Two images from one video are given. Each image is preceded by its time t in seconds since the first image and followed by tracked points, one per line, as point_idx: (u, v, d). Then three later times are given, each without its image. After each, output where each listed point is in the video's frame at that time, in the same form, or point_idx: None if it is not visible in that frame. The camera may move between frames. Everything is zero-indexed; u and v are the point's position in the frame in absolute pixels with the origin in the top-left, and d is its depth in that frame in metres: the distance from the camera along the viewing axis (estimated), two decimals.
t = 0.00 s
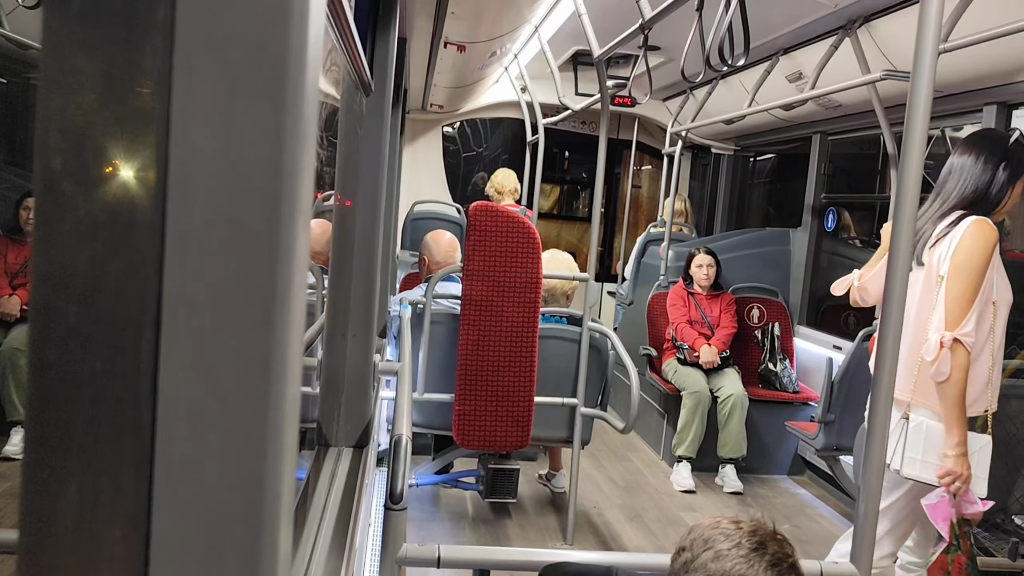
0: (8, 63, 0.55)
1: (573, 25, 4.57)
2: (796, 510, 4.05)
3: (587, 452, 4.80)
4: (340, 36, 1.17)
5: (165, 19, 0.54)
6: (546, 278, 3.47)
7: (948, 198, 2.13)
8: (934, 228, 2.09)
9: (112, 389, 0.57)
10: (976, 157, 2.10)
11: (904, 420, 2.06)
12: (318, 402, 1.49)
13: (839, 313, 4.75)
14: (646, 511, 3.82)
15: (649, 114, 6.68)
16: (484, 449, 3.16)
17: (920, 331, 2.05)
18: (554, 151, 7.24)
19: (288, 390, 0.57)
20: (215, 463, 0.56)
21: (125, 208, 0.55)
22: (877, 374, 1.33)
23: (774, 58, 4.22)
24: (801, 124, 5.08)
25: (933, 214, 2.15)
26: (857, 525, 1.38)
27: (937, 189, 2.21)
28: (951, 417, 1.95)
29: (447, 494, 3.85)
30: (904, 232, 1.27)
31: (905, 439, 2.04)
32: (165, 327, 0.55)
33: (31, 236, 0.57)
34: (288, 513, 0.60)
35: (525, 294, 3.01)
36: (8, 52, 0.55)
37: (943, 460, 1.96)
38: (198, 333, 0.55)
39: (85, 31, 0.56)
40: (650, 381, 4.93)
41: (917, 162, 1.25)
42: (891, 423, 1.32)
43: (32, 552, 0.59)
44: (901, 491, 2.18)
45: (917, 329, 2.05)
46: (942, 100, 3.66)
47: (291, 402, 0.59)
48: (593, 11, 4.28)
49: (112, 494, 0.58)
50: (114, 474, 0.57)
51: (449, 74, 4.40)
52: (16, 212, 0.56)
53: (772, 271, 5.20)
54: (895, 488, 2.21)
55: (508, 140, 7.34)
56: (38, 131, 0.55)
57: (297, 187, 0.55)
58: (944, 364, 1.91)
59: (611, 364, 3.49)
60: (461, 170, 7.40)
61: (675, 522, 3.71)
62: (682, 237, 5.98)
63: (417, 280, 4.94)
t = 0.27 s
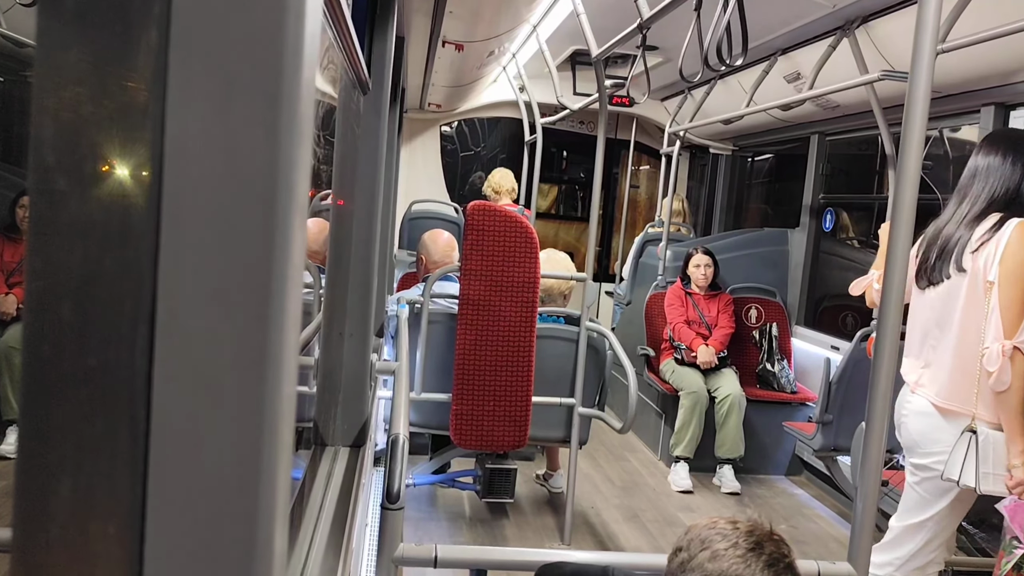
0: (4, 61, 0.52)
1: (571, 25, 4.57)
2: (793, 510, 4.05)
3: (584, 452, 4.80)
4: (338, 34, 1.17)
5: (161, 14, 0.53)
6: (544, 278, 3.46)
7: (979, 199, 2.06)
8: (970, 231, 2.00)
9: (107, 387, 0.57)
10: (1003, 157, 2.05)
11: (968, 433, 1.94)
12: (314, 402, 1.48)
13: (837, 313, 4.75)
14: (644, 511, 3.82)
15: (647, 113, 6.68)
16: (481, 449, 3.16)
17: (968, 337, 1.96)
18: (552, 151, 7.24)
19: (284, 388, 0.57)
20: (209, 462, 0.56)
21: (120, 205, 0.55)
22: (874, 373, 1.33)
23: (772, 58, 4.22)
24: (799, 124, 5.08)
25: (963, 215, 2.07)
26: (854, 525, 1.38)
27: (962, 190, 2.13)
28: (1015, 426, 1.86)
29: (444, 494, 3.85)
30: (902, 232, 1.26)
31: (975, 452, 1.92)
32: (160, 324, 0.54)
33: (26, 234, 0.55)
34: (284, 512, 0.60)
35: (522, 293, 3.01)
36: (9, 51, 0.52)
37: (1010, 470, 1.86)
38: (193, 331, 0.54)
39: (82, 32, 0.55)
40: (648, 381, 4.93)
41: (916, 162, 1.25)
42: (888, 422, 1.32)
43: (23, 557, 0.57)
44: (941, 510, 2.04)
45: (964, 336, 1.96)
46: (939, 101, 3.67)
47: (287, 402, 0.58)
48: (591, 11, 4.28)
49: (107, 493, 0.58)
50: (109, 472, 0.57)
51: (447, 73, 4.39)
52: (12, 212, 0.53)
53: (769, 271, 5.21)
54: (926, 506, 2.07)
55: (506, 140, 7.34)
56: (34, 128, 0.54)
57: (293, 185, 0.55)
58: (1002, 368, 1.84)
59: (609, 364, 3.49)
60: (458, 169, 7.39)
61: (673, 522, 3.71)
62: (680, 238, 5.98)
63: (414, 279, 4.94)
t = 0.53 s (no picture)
0: (5, 61, 0.52)
1: (572, 25, 4.56)
2: (794, 510, 4.05)
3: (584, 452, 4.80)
4: (338, 35, 1.17)
5: (162, 15, 0.54)
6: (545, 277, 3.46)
7: (1006, 207, 2.05)
8: (1003, 239, 2.00)
9: (108, 387, 0.57)
10: None
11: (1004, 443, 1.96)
12: (315, 402, 1.49)
13: (837, 313, 4.75)
14: (644, 511, 3.82)
15: (647, 113, 6.68)
16: (481, 449, 3.16)
17: (1004, 346, 1.97)
18: (552, 151, 7.24)
19: (285, 389, 0.57)
20: (211, 461, 0.56)
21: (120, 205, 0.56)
22: (874, 372, 1.34)
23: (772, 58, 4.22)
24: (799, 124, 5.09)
25: (991, 223, 2.07)
26: (855, 526, 1.38)
27: (985, 197, 2.14)
28: None
29: (444, 494, 3.85)
30: (902, 233, 1.26)
31: (1010, 464, 1.93)
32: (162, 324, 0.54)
33: (27, 234, 0.55)
34: (286, 512, 0.60)
35: (523, 293, 3.01)
36: (13, 53, 0.52)
37: None
38: (195, 331, 0.55)
39: (82, 34, 0.56)
40: (648, 381, 4.93)
41: (917, 162, 1.25)
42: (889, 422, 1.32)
43: (26, 555, 0.58)
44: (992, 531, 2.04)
45: (1001, 345, 1.97)
46: (939, 100, 3.67)
47: (289, 402, 0.58)
48: (591, 11, 4.28)
49: (109, 493, 0.58)
50: (110, 470, 0.58)
51: (448, 73, 4.39)
52: (15, 212, 0.54)
53: (769, 271, 5.21)
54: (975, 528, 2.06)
55: (506, 140, 7.34)
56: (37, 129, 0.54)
57: (294, 185, 0.55)
58: None
59: (609, 364, 3.50)
60: (458, 169, 7.39)
61: (673, 522, 3.71)
62: (680, 238, 5.98)
63: (414, 279, 4.94)
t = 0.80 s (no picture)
0: (6, 61, 0.54)
1: (572, 25, 4.57)
2: (795, 510, 4.05)
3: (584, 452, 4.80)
4: (340, 36, 1.18)
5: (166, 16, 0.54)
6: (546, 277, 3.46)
7: None
8: None
9: (112, 387, 0.57)
10: None
11: None
12: (317, 402, 1.49)
13: (838, 313, 4.75)
14: (644, 511, 3.83)
15: (647, 113, 6.68)
16: (483, 449, 3.16)
17: None
18: (552, 151, 7.24)
19: (288, 389, 0.57)
20: (215, 462, 0.56)
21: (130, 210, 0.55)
22: (875, 372, 1.34)
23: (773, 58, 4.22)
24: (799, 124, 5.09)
25: (1011, 219, 2.07)
26: (856, 526, 1.38)
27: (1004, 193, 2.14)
28: None
29: (445, 494, 3.85)
30: (903, 234, 1.26)
31: None
32: (165, 325, 0.55)
33: (32, 233, 0.57)
34: (289, 512, 0.60)
35: (523, 293, 3.01)
36: (13, 53, 0.54)
37: None
38: (199, 331, 0.55)
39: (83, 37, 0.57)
40: (648, 381, 4.93)
41: (917, 165, 1.26)
42: (891, 421, 1.32)
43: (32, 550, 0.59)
44: None
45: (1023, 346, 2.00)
46: (940, 101, 3.67)
47: (292, 401, 0.58)
48: (592, 11, 4.28)
49: (114, 494, 0.58)
50: (115, 470, 0.58)
51: (448, 74, 4.39)
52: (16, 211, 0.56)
53: (770, 271, 5.21)
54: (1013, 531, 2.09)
55: (506, 140, 7.34)
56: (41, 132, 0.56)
57: (298, 185, 0.55)
58: None
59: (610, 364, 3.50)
60: (459, 170, 7.39)
61: (673, 522, 3.72)
62: (681, 238, 5.98)
63: (415, 279, 4.94)
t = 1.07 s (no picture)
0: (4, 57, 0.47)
1: (574, 24, 4.56)
2: (795, 510, 4.05)
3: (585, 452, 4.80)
4: (340, 34, 1.18)
5: (168, 17, 0.54)
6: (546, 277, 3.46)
7: (1017, 204, 2.08)
8: None
9: (112, 387, 0.57)
10: None
11: None
12: (317, 400, 1.49)
13: (839, 313, 4.75)
14: (645, 510, 3.82)
15: (648, 113, 6.68)
16: (483, 448, 3.16)
17: None
18: (553, 150, 7.24)
19: (289, 389, 0.57)
20: (216, 461, 0.56)
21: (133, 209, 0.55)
22: (874, 372, 1.34)
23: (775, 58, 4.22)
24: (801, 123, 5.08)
25: (1003, 220, 2.09)
26: (855, 526, 1.38)
27: (993, 193, 2.14)
28: None
29: (445, 493, 3.85)
30: (904, 235, 1.26)
31: None
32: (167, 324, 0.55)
33: (29, 231, 0.51)
34: (289, 513, 0.60)
35: (524, 292, 3.01)
36: (12, 50, 0.47)
37: None
38: (200, 331, 0.55)
39: (76, 27, 0.53)
40: (649, 380, 4.93)
41: (918, 164, 1.25)
42: (891, 422, 1.31)
43: (31, 561, 0.55)
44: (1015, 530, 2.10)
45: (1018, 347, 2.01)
46: (941, 100, 3.67)
47: (293, 401, 0.58)
48: (594, 10, 4.27)
49: (115, 493, 0.58)
50: (115, 469, 0.57)
51: (450, 72, 4.39)
52: (15, 209, 0.49)
53: (771, 271, 5.21)
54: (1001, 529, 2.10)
55: (507, 139, 7.34)
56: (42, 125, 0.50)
57: (299, 185, 0.55)
58: None
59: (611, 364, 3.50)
60: (460, 169, 7.39)
61: (674, 521, 3.71)
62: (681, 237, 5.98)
63: (416, 278, 4.94)
